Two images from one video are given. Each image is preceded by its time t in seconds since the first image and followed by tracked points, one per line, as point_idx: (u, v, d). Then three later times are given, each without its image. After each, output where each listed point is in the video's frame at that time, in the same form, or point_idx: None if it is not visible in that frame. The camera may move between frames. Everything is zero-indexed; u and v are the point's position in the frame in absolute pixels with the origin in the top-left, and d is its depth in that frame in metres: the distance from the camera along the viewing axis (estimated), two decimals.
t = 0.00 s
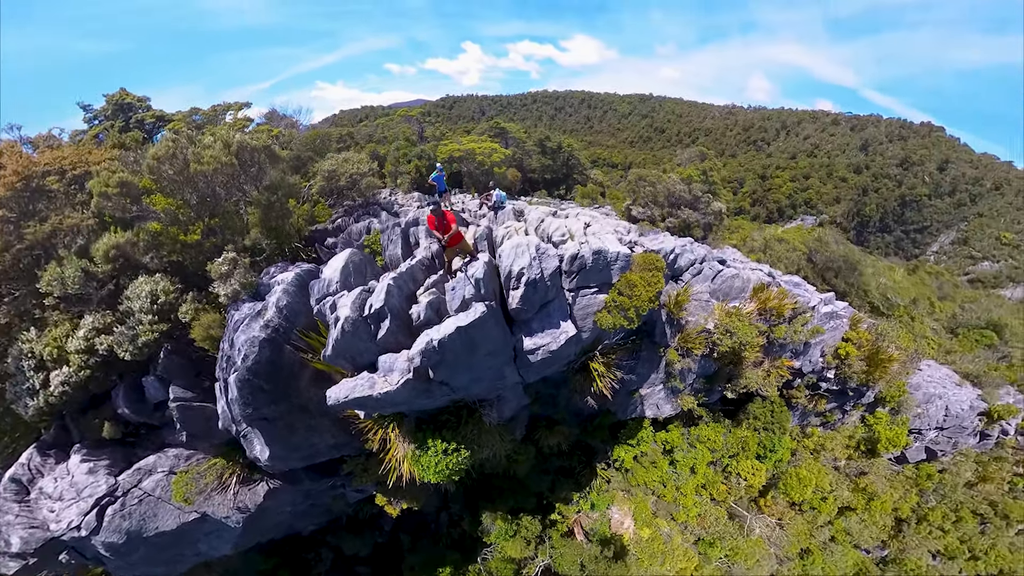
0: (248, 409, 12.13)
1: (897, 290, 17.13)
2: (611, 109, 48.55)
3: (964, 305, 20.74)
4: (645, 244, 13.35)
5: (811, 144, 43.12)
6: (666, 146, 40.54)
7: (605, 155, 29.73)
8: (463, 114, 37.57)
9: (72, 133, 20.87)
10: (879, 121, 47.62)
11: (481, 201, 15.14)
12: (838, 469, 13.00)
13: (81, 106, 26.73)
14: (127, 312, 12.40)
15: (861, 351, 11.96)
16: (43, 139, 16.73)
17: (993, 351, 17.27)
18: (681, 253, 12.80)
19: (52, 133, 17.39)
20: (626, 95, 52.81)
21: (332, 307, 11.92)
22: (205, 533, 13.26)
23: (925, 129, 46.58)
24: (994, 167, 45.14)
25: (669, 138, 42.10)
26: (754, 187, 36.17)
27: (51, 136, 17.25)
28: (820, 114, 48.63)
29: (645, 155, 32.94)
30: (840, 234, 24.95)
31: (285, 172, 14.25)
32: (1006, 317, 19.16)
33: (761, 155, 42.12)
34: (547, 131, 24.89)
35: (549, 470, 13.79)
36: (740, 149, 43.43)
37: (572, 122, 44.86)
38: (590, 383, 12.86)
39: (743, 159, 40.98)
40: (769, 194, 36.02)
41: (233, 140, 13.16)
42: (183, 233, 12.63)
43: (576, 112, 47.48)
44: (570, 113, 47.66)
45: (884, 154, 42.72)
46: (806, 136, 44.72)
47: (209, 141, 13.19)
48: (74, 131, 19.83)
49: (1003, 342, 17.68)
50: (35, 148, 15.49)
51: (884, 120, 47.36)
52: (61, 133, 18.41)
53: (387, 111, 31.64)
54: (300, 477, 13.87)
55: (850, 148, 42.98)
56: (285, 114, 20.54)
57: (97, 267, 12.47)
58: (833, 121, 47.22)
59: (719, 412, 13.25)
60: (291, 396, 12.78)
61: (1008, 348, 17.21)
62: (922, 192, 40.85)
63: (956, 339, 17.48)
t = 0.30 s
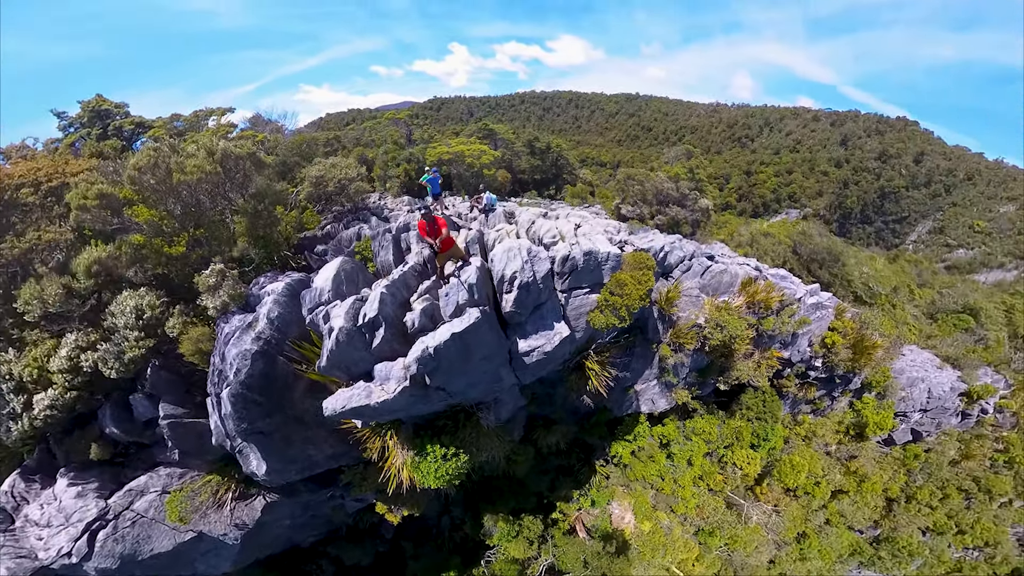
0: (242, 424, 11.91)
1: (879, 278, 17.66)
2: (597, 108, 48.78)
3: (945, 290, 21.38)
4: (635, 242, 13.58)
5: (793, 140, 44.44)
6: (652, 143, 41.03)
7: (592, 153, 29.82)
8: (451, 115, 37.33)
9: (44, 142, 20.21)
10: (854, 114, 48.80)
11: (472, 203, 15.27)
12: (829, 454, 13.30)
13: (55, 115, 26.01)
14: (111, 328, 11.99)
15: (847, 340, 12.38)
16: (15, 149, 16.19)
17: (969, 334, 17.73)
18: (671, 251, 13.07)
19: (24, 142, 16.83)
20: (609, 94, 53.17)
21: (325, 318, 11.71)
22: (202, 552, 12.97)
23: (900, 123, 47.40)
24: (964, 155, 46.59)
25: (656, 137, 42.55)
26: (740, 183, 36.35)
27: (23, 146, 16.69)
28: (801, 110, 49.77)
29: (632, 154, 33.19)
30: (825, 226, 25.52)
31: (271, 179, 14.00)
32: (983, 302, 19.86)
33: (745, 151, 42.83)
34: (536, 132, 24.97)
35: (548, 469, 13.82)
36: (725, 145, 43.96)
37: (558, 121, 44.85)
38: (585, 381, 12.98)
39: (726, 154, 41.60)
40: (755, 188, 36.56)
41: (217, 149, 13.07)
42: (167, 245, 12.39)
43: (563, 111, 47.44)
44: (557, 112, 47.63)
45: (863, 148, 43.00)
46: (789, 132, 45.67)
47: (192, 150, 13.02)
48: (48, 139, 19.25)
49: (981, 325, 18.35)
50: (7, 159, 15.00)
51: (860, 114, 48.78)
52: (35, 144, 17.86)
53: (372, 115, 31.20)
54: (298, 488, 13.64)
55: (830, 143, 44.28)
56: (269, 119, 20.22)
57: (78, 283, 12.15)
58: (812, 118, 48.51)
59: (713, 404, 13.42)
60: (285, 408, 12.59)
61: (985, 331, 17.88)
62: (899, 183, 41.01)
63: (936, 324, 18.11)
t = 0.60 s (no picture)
0: (238, 432, 11.94)
1: (862, 267, 18.28)
2: (583, 107, 49.13)
3: (928, 276, 22.09)
4: (626, 238, 13.88)
5: (776, 136, 45.59)
6: (640, 142, 41.51)
7: (581, 152, 30.07)
8: (439, 117, 37.04)
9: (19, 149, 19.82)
10: (831, 110, 50.16)
11: (462, 204, 15.40)
12: (821, 438, 13.73)
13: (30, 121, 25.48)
14: (95, 340, 11.72)
15: (833, 327, 12.80)
16: None
17: (949, 317, 18.70)
18: (660, 246, 13.49)
19: None
20: (594, 94, 53.77)
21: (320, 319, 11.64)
22: (199, 569, 12.75)
23: (877, 118, 48.92)
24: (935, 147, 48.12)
25: (643, 135, 42.99)
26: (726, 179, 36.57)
27: None
28: (782, 107, 50.96)
29: (620, 153, 33.59)
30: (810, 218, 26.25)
31: (258, 183, 14.27)
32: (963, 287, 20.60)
33: (730, 148, 43.63)
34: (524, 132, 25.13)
35: (549, 468, 14.03)
36: (711, 142, 44.19)
37: (545, 121, 45.08)
38: (582, 376, 13.11)
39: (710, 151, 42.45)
40: (740, 184, 37.24)
41: (203, 152, 13.15)
42: (152, 251, 12.32)
43: (551, 112, 47.58)
44: (546, 113, 47.72)
45: (841, 143, 44.86)
46: (772, 129, 46.75)
47: (176, 153, 13.17)
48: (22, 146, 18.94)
49: (958, 308, 19.22)
50: None
51: (837, 109, 50.28)
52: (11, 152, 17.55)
53: (359, 117, 30.93)
54: (297, 498, 13.69)
55: (811, 139, 45.33)
56: (253, 123, 20.01)
57: (57, 293, 11.74)
58: (794, 114, 49.77)
59: (708, 395, 13.74)
60: (281, 414, 12.70)
61: (962, 315, 18.80)
62: (878, 176, 42.46)
63: (918, 309, 18.80)
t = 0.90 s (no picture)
0: (230, 438, 12.41)
1: (845, 256, 18.99)
2: (571, 107, 49.51)
3: (909, 264, 22.86)
4: (618, 232, 14.12)
5: (761, 133, 46.25)
6: (628, 141, 42.01)
7: (570, 151, 30.34)
8: (427, 119, 36.77)
9: None
10: (812, 107, 51.53)
11: (454, 203, 15.36)
12: (813, 424, 14.09)
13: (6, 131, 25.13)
14: (76, 349, 11.99)
15: (820, 314, 13.12)
16: None
17: (929, 302, 19.15)
18: (651, 239, 13.79)
19: None
20: (581, 94, 54.39)
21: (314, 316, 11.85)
22: None
23: (854, 114, 50.68)
24: (911, 140, 49.46)
25: (630, 134, 43.47)
26: (712, 174, 37.17)
27: None
28: (765, 104, 52.34)
29: (609, 151, 33.95)
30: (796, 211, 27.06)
31: (245, 186, 14.25)
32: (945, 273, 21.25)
33: (716, 145, 44.43)
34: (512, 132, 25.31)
35: (549, 465, 14.24)
36: (697, 140, 45.17)
37: (533, 120, 45.35)
38: (579, 370, 13.32)
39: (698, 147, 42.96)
40: (725, 180, 37.95)
41: (187, 153, 13.17)
42: (135, 256, 12.60)
43: (539, 112, 47.81)
44: (534, 113, 47.77)
45: (822, 138, 46.50)
46: (755, 125, 48.09)
47: (160, 155, 13.25)
48: None
49: (938, 293, 20.08)
50: None
51: (818, 106, 51.87)
52: None
53: (347, 119, 30.68)
54: (295, 507, 14.22)
55: (793, 135, 46.55)
56: (237, 126, 19.87)
57: (35, 301, 12.01)
58: (776, 111, 51.03)
59: (703, 385, 14.06)
60: (275, 419, 13.26)
61: (942, 298, 19.45)
62: (857, 169, 44.20)
63: (898, 296, 19.36)
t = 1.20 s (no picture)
0: (220, 446, 12.51)
1: (828, 247, 19.77)
2: (559, 108, 50.03)
3: (892, 253, 23.79)
4: (610, 226, 14.38)
5: (743, 130, 48.32)
6: (616, 140, 42.59)
7: (559, 151, 30.73)
8: (415, 120, 36.54)
9: None
10: (793, 105, 53.40)
11: (446, 203, 15.52)
12: (804, 411, 14.44)
13: None
14: (54, 359, 12.09)
15: (807, 303, 13.63)
16: None
17: (909, 289, 19.86)
18: (642, 233, 14.06)
19: None
20: (569, 94, 55.12)
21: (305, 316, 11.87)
22: None
23: (834, 110, 52.71)
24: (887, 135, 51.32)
25: (617, 133, 44.08)
26: (698, 171, 37.91)
27: None
28: (749, 102, 53.92)
29: (597, 150, 34.51)
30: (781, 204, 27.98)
31: (231, 188, 14.56)
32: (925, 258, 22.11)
33: (702, 143, 45.51)
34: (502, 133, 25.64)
35: (550, 463, 14.55)
36: (683, 139, 46.27)
37: (521, 121, 45.73)
38: (575, 365, 13.52)
39: (684, 145, 43.86)
40: (712, 177, 38.66)
41: (169, 155, 13.32)
42: (115, 262, 12.67)
43: (527, 113, 48.16)
44: (522, 114, 48.00)
45: (803, 134, 48.76)
46: (739, 124, 49.78)
47: (141, 155, 13.21)
48: None
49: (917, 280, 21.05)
50: None
51: (799, 104, 53.64)
52: None
53: (335, 122, 30.62)
54: (292, 517, 14.20)
55: (775, 132, 49.04)
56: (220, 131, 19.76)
57: (9, 313, 12.07)
58: (758, 108, 52.84)
59: (697, 376, 14.26)
60: (268, 425, 13.39)
61: (920, 285, 20.37)
62: (838, 163, 45.92)
63: (879, 283, 20.03)
